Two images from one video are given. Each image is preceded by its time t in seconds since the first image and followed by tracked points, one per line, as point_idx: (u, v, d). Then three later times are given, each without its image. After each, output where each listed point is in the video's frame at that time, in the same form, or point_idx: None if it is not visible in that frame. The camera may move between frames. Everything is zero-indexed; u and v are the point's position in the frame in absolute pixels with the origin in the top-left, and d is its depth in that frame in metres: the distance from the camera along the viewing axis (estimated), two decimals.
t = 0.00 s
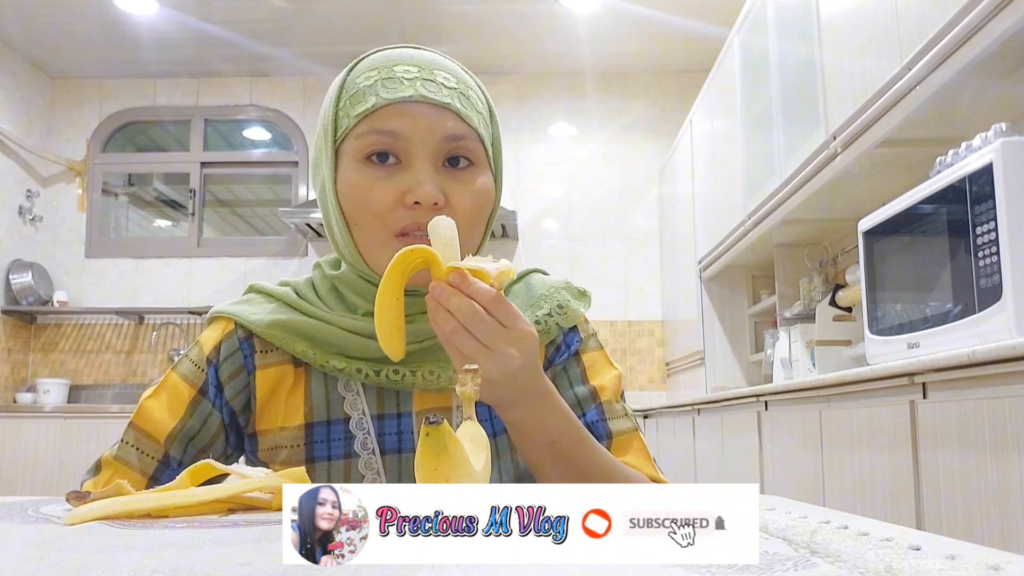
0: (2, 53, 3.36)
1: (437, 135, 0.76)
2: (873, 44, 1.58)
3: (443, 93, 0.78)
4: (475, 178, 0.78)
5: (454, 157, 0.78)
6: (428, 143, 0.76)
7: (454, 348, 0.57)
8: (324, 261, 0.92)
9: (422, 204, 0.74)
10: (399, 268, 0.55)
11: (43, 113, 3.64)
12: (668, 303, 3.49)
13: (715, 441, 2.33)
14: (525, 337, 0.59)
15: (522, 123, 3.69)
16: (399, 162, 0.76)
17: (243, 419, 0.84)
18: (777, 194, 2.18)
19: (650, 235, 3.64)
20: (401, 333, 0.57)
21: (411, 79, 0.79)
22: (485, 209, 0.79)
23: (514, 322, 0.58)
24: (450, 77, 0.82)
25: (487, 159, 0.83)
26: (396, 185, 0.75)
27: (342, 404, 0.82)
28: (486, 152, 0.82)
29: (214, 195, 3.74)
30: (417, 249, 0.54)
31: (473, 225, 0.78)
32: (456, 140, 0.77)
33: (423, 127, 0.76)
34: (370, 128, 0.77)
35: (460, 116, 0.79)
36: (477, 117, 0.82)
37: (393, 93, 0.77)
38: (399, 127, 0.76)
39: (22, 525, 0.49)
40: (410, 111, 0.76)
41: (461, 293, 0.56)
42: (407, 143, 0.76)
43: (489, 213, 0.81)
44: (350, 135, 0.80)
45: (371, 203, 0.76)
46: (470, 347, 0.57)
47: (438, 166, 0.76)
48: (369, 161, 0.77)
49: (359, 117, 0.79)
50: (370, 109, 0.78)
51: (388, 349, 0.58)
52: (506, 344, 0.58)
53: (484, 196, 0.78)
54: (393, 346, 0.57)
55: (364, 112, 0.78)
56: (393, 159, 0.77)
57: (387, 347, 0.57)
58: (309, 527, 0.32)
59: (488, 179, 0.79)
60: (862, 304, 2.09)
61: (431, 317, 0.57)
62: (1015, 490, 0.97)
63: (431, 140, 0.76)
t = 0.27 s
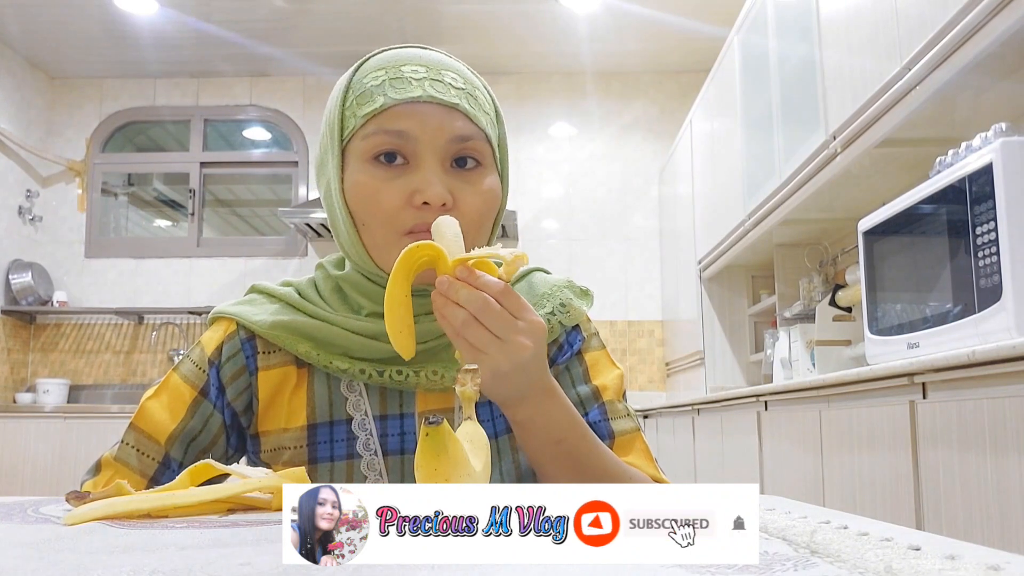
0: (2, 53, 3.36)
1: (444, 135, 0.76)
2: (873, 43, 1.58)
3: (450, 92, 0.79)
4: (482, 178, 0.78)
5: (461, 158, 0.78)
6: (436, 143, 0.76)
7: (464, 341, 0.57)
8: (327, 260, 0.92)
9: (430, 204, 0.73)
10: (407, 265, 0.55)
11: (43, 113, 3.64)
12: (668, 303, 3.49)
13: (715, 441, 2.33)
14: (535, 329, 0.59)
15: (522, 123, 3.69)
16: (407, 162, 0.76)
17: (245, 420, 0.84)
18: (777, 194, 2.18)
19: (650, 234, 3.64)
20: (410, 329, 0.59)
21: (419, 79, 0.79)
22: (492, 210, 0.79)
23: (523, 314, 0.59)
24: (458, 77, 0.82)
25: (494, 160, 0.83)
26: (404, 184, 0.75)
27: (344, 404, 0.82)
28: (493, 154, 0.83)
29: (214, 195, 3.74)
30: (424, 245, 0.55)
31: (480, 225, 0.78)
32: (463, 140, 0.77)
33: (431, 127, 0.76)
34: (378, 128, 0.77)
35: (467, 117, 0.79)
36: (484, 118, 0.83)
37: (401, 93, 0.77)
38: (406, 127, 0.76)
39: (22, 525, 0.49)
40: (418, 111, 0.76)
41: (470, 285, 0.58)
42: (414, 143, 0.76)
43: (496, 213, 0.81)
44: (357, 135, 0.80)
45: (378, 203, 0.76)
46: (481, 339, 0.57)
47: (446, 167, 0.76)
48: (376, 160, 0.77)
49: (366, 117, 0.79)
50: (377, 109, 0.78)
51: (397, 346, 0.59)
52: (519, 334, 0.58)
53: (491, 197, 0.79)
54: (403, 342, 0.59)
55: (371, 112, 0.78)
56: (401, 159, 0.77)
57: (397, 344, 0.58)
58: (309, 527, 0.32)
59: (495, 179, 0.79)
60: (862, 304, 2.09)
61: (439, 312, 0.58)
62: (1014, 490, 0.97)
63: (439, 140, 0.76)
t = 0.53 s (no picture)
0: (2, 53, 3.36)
1: (440, 126, 0.76)
2: (873, 43, 1.58)
3: (445, 85, 0.79)
4: (479, 170, 0.78)
5: (458, 150, 0.78)
6: (432, 135, 0.76)
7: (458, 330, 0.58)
8: (326, 261, 0.92)
9: (427, 196, 0.74)
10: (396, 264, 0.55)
11: (42, 113, 3.64)
12: (668, 303, 3.49)
13: (714, 441, 2.33)
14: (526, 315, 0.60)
15: (522, 123, 3.69)
16: (403, 154, 0.76)
17: (244, 420, 0.84)
18: (777, 194, 2.18)
19: (650, 234, 3.64)
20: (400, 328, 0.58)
21: (414, 72, 0.79)
22: (489, 202, 0.79)
23: (513, 300, 0.60)
24: (453, 72, 0.83)
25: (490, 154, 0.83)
26: (401, 176, 0.75)
27: (344, 405, 0.82)
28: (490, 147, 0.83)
29: (214, 195, 3.74)
30: (411, 246, 0.54)
31: (478, 218, 0.78)
32: (460, 131, 0.77)
33: (427, 119, 0.76)
34: (373, 120, 0.77)
35: (463, 109, 0.79)
36: (479, 111, 0.83)
37: (397, 86, 0.78)
38: (402, 118, 0.76)
39: (22, 525, 0.49)
40: (413, 103, 0.77)
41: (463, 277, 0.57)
42: (410, 134, 0.76)
43: (493, 207, 0.81)
44: (353, 129, 0.81)
45: (375, 195, 0.76)
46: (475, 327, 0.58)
47: (443, 158, 0.76)
48: (372, 153, 0.77)
49: (362, 110, 0.79)
50: (372, 102, 0.78)
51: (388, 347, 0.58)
52: (513, 319, 0.59)
53: (489, 188, 0.78)
54: (394, 341, 0.58)
55: (367, 105, 0.79)
56: (397, 151, 0.77)
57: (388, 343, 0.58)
58: (309, 527, 0.32)
59: (491, 171, 0.79)
60: (862, 304, 2.09)
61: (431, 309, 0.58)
62: (1014, 490, 0.97)
63: (436, 133, 0.76)
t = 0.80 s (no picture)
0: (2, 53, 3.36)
1: (443, 132, 0.76)
2: (873, 43, 1.58)
3: (448, 91, 0.79)
4: (482, 176, 0.78)
5: (461, 156, 0.78)
6: (435, 141, 0.76)
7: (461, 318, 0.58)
8: (327, 262, 0.92)
9: (430, 202, 0.74)
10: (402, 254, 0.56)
11: (43, 113, 3.64)
12: (668, 303, 3.49)
13: (714, 441, 2.33)
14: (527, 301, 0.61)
15: (522, 123, 3.69)
16: (407, 160, 0.77)
17: (246, 421, 0.84)
18: (777, 194, 2.18)
19: (650, 235, 3.64)
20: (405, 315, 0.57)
21: (417, 77, 0.79)
22: (492, 208, 0.79)
23: (513, 288, 0.61)
24: (456, 76, 0.83)
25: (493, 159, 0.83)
26: (404, 182, 0.75)
27: (344, 405, 0.82)
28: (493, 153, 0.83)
29: (214, 195, 3.75)
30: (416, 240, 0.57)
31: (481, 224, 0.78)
32: (462, 138, 0.77)
33: (430, 125, 0.76)
34: (377, 126, 0.77)
35: (465, 114, 0.79)
36: (483, 116, 0.83)
37: (400, 91, 0.78)
38: (405, 124, 0.76)
39: (21, 525, 0.49)
40: (417, 109, 0.77)
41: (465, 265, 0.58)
42: (413, 140, 0.76)
43: (496, 212, 0.81)
44: (356, 134, 0.81)
45: (377, 201, 0.76)
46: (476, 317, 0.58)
47: (445, 163, 0.76)
48: (375, 159, 0.78)
49: (366, 116, 0.79)
50: (376, 108, 0.78)
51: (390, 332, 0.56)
52: (514, 306, 0.59)
53: (491, 193, 0.78)
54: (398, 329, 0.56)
55: (370, 111, 0.79)
56: (400, 158, 0.77)
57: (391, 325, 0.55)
58: (309, 527, 0.32)
59: (495, 177, 0.79)
60: (862, 304, 2.09)
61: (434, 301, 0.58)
62: (1014, 489, 0.97)
63: (439, 138, 0.76)
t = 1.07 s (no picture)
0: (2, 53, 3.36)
1: (444, 134, 0.76)
2: (874, 42, 1.58)
3: (451, 92, 0.79)
4: (484, 177, 0.78)
5: (463, 157, 0.78)
6: (438, 142, 0.76)
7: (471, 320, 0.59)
8: (328, 262, 0.92)
9: (432, 204, 0.74)
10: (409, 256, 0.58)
11: (43, 113, 3.64)
12: (668, 303, 3.49)
13: (714, 441, 2.33)
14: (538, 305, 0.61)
15: (522, 123, 3.69)
16: (408, 161, 0.77)
17: (246, 421, 0.84)
18: (777, 194, 2.18)
19: (650, 235, 3.64)
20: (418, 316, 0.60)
21: (420, 79, 0.79)
22: (493, 210, 0.79)
23: (525, 292, 0.61)
24: (458, 78, 0.83)
25: (495, 161, 0.83)
26: (406, 183, 0.75)
27: (345, 405, 0.82)
28: (495, 155, 0.83)
29: (214, 195, 3.75)
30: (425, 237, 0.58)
31: (482, 225, 0.78)
32: (464, 140, 0.77)
33: (432, 126, 0.76)
34: (378, 127, 0.77)
35: (467, 116, 0.79)
36: (485, 118, 0.83)
37: (402, 93, 0.78)
38: (407, 125, 0.76)
39: (22, 525, 0.49)
40: (420, 110, 0.77)
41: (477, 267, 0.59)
42: (415, 141, 0.76)
43: (498, 214, 0.81)
44: (358, 134, 0.81)
45: (379, 202, 0.76)
46: (485, 317, 0.59)
47: (447, 165, 0.76)
48: (377, 160, 0.78)
49: (367, 117, 0.79)
50: (378, 109, 0.78)
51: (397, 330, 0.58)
52: (524, 310, 0.60)
53: (492, 195, 0.78)
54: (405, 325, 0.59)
55: (372, 112, 0.79)
56: (401, 158, 0.77)
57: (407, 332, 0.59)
58: (309, 527, 0.32)
59: (497, 179, 0.79)
60: (862, 304, 2.09)
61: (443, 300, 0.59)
62: (1014, 489, 0.97)
63: (441, 140, 0.76)
